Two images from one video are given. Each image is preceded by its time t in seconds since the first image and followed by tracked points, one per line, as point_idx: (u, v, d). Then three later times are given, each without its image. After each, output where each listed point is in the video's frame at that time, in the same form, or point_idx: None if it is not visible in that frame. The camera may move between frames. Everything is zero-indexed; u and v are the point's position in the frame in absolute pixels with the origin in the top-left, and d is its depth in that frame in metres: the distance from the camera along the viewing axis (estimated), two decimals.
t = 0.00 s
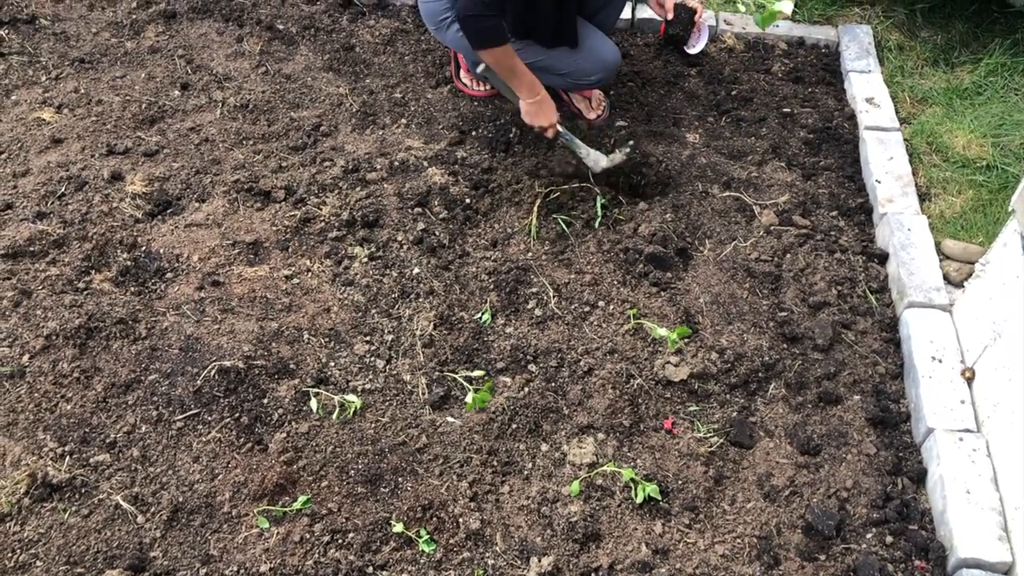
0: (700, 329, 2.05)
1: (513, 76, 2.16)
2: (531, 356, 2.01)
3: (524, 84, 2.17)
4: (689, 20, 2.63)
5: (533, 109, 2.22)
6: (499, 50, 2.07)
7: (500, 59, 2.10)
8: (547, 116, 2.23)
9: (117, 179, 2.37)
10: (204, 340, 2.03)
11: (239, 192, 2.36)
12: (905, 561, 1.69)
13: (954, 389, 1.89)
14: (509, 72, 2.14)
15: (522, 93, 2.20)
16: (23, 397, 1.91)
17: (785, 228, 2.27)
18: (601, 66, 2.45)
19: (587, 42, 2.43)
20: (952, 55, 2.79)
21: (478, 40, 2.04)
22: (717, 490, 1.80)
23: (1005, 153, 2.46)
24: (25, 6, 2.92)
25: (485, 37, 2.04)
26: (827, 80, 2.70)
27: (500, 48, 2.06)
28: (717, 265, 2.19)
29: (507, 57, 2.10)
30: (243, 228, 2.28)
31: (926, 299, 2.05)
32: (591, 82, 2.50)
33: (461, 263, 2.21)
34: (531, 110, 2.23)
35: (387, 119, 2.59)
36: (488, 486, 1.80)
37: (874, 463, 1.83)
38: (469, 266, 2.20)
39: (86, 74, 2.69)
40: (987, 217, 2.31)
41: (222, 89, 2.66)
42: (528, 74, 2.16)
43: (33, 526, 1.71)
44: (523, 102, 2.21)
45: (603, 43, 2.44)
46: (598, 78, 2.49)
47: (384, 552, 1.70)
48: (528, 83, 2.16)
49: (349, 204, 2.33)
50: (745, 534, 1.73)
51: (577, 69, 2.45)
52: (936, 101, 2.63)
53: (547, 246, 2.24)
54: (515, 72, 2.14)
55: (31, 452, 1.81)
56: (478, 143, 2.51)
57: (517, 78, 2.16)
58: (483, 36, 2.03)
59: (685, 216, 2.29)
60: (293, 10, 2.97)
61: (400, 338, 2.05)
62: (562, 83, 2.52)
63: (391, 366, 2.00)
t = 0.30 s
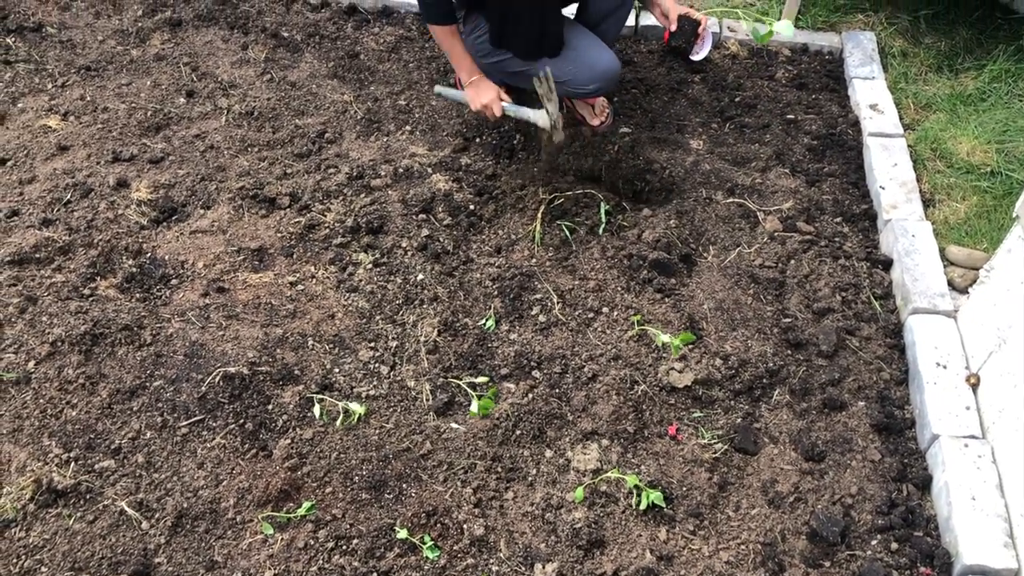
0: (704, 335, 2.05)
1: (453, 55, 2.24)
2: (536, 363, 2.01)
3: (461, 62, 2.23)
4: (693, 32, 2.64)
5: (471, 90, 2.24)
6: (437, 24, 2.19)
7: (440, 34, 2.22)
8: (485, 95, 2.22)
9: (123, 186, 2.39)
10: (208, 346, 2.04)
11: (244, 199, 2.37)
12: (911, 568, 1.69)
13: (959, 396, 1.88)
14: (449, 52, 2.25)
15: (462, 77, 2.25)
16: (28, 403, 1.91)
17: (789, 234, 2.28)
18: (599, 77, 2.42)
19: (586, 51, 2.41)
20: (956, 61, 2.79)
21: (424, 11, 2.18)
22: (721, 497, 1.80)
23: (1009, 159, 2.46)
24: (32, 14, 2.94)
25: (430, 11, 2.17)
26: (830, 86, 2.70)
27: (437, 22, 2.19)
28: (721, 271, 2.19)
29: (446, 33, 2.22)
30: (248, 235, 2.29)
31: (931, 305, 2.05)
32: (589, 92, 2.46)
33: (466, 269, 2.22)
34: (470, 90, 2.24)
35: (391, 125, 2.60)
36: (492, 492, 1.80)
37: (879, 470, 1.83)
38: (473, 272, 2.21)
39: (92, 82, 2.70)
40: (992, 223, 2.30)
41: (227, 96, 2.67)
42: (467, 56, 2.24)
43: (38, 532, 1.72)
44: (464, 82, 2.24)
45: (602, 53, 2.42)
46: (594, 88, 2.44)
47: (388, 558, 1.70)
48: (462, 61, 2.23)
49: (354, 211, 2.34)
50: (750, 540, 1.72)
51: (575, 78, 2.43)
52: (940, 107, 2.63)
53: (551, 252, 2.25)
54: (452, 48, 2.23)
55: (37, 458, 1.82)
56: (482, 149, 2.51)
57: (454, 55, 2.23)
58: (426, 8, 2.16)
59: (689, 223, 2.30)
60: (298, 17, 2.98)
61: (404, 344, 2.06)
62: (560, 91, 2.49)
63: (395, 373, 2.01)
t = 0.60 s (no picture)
0: (709, 348, 2.05)
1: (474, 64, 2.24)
2: (541, 376, 2.01)
3: (486, 68, 2.22)
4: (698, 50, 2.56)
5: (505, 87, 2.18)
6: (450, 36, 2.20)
7: (456, 47, 2.23)
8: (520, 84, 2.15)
9: (130, 200, 2.40)
10: (215, 359, 2.04)
11: (251, 212, 2.39)
12: None
13: (966, 409, 1.88)
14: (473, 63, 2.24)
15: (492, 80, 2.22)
16: (35, 415, 1.92)
17: (794, 247, 2.28)
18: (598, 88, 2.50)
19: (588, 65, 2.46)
20: (960, 75, 2.79)
21: (430, 30, 2.18)
22: (727, 510, 1.79)
23: (1014, 173, 2.46)
24: (41, 29, 2.97)
25: (437, 29, 2.17)
26: (835, 100, 2.71)
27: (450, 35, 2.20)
28: (726, 284, 2.19)
29: (462, 43, 2.22)
30: (255, 248, 2.30)
31: (936, 319, 2.04)
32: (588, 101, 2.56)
33: (471, 282, 2.22)
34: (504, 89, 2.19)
35: (397, 139, 2.61)
36: (498, 505, 1.80)
37: (885, 483, 1.83)
38: (479, 285, 2.21)
39: (100, 96, 2.72)
40: (997, 236, 2.30)
41: (234, 110, 2.69)
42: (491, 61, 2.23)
43: (44, 545, 1.72)
44: (494, 85, 2.20)
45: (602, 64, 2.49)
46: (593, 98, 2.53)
47: (394, 571, 1.70)
48: (486, 65, 2.22)
49: (360, 224, 2.35)
50: (756, 554, 1.72)
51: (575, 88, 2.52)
52: (945, 121, 2.64)
53: (556, 265, 2.25)
54: (472, 56, 2.23)
55: (43, 470, 1.83)
56: (487, 163, 2.53)
57: (477, 63, 2.23)
58: (434, 27, 2.17)
59: (694, 235, 2.30)
60: (305, 32, 3.00)
61: (410, 357, 2.06)
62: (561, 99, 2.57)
63: (401, 386, 2.01)
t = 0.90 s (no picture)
0: (716, 369, 2.05)
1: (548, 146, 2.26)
2: (547, 396, 2.01)
3: (564, 154, 2.26)
4: (708, 66, 2.64)
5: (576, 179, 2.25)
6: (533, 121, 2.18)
7: (536, 132, 2.22)
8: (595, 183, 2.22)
9: (139, 220, 2.42)
10: (221, 379, 2.05)
11: (258, 233, 2.40)
12: None
13: (973, 430, 1.87)
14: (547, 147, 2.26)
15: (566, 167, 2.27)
16: (42, 435, 1.93)
17: (800, 267, 2.28)
18: (606, 109, 2.46)
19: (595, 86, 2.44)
20: (965, 96, 2.81)
21: (516, 115, 2.15)
22: (734, 532, 1.78)
23: (1020, 194, 2.46)
24: (52, 52, 3.00)
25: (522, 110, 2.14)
26: (840, 121, 2.72)
27: (532, 122, 2.18)
28: (733, 305, 2.20)
29: (542, 128, 2.22)
30: (262, 268, 2.31)
31: (943, 339, 2.04)
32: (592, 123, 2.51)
33: (477, 302, 2.23)
34: (576, 180, 2.25)
35: (404, 160, 2.63)
36: (504, 527, 1.80)
37: (893, 505, 1.82)
38: (485, 305, 2.22)
39: (110, 118, 2.75)
40: (1003, 256, 2.30)
41: (243, 132, 2.72)
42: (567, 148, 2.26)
43: (50, 565, 1.72)
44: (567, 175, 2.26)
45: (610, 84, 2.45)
46: (597, 120, 2.49)
47: None
48: (565, 152, 2.25)
49: (367, 244, 2.36)
50: None
51: (581, 110, 2.47)
52: (950, 141, 2.65)
53: (562, 285, 2.26)
54: (552, 142, 2.24)
55: (50, 490, 1.83)
56: (494, 184, 2.54)
57: (554, 148, 2.25)
58: (517, 112, 2.14)
59: (700, 256, 2.31)
60: (313, 54, 3.03)
61: (416, 377, 2.06)
62: (568, 123, 2.54)
63: (407, 406, 2.01)
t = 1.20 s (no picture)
0: (722, 389, 2.05)
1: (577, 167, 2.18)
2: (553, 416, 2.01)
3: (590, 175, 2.20)
4: (718, 69, 2.54)
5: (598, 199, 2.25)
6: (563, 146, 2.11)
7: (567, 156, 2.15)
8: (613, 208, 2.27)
9: (147, 240, 2.44)
10: (228, 398, 2.05)
11: (266, 252, 2.41)
12: None
13: (981, 452, 1.86)
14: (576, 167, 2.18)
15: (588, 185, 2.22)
16: (49, 454, 1.93)
17: (806, 287, 2.28)
18: (630, 129, 2.47)
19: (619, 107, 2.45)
20: (969, 117, 2.82)
21: (548, 141, 2.09)
22: (741, 553, 1.77)
23: None
24: (63, 73, 3.04)
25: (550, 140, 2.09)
26: (844, 142, 2.73)
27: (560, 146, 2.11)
28: (738, 325, 2.20)
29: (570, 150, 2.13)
30: (269, 287, 2.32)
31: (950, 360, 2.04)
32: (617, 145, 2.52)
33: (483, 321, 2.23)
34: (595, 200, 2.25)
35: (411, 180, 2.65)
36: (509, 547, 1.79)
37: (900, 526, 1.81)
38: (490, 324, 2.22)
39: (119, 138, 2.78)
40: (1010, 277, 2.30)
41: (251, 152, 2.74)
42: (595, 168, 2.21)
43: None
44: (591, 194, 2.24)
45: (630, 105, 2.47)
46: (622, 141, 2.50)
47: None
48: (592, 173, 2.20)
49: (373, 263, 2.37)
50: None
51: (605, 134, 2.47)
52: (955, 163, 2.65)
53: (568, 304, 2.26)
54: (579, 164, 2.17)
55: (55, 509, 1.83)
56: (500, 204, 2.55)
57: (579, 170, 2.19)
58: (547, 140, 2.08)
59: (706, 276, 2.31)
60: (321, 76, 3.06)
61: (422, 397, 2.07)
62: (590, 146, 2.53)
63: (413, 426, 2.01)
